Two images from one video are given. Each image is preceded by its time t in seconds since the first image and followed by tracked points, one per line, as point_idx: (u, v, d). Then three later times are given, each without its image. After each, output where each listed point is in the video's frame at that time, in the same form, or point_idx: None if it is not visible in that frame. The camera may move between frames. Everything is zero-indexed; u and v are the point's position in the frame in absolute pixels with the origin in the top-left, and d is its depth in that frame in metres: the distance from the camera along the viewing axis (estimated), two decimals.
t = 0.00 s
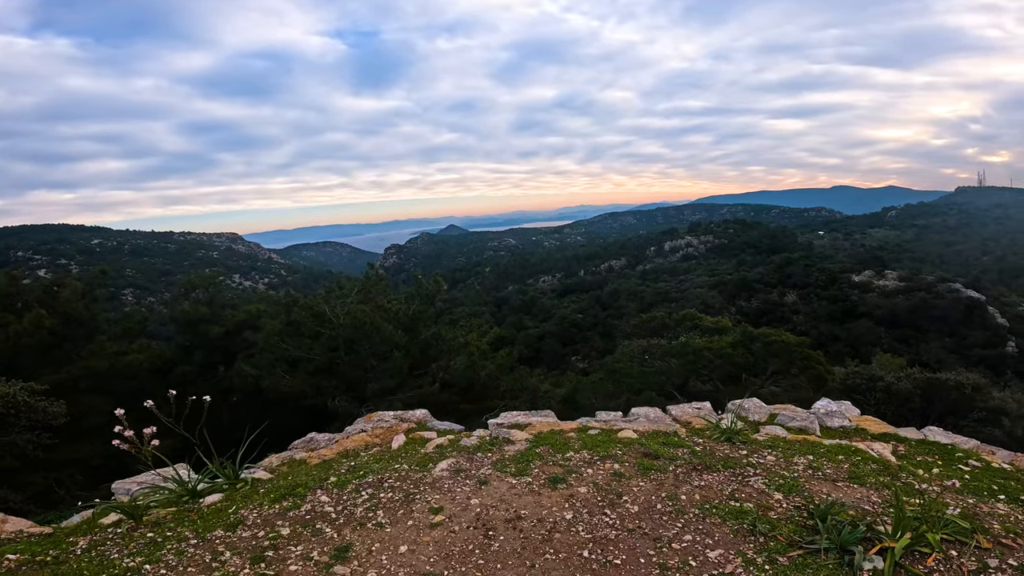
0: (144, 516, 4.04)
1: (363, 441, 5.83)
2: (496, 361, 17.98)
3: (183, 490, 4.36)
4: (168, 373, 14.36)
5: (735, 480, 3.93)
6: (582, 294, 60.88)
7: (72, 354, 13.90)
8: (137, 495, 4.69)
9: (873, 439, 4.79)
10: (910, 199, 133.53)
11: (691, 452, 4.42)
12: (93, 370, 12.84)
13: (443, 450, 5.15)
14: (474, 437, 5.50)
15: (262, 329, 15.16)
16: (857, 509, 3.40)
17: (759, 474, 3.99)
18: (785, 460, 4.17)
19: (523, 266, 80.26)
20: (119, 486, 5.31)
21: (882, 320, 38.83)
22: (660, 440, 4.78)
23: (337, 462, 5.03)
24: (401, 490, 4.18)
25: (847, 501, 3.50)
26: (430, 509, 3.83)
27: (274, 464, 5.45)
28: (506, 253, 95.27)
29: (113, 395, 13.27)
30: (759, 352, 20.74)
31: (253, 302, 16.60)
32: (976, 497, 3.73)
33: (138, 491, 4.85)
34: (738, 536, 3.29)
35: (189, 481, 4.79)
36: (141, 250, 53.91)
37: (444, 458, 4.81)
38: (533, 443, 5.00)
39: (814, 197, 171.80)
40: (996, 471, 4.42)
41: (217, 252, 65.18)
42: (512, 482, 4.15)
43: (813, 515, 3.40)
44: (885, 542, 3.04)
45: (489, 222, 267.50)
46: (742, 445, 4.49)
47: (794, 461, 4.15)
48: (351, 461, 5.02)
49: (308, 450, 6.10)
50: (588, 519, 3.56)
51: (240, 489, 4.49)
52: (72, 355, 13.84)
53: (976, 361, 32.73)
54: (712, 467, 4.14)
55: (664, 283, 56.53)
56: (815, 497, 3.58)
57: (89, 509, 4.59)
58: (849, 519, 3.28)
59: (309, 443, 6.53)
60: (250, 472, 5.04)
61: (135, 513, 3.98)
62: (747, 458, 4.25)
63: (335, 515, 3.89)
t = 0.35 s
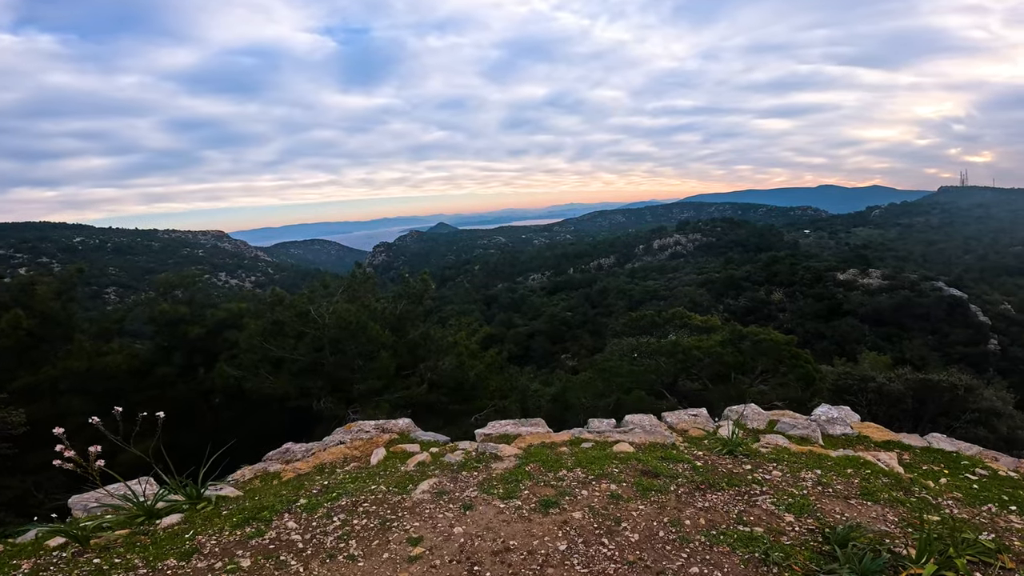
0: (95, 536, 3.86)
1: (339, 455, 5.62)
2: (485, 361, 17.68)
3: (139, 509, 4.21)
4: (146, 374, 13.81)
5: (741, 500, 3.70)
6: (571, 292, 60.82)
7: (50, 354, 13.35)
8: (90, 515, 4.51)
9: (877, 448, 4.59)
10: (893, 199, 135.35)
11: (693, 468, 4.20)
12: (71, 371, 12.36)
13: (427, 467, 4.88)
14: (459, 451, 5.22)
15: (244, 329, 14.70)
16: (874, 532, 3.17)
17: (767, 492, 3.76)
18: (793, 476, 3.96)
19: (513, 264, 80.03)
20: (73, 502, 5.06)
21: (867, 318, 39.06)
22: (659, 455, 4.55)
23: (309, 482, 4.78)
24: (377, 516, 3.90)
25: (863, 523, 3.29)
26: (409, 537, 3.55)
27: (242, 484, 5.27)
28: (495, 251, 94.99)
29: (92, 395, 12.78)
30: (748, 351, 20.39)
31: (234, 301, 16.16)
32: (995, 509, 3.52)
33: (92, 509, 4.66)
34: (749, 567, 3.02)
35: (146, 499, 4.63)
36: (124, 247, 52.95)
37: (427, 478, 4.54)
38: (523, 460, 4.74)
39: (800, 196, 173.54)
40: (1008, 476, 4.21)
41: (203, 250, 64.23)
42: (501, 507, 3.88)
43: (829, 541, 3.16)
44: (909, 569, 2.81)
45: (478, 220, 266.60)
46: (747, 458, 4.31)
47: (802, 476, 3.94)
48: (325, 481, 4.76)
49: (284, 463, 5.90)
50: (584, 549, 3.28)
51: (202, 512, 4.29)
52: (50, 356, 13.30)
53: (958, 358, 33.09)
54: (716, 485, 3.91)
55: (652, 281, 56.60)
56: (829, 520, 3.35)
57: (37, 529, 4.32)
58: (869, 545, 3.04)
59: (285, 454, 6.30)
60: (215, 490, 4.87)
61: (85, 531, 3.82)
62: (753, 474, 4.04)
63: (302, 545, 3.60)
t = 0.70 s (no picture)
0: (38, 558, 3.59)
1: (309, 470, 5.46)
2: (468, 361, 17.40)
3: (88, 528, 3.94)
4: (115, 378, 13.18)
5: (739, 517, 3.54)
6: (554, 291, 60.86)
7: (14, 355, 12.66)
8: (37, 533, 4.22)
9: (868, 453, 4.51)
10: (867, 199, 138.32)
11: (686, 483, 4.05)
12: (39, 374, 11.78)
13: (406, 484, 4.65)
14: (438, 466, 5.00)
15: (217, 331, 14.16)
16: (880, 549, 3.03)
17: (765, 508, 3.61)
18: (791, 489, 3.81)
19: (497, 263, 79.85)
20: (23, 518, 4.75)
21: (843, 316, 39.56)
22: (651, 468, 4.37)
23: (275, 501, 4.58)
24: (349, 542, 3.65)
25: (866, 538, 3.15)
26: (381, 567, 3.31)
27: (203, 500, 5.11)
28: (479, 250, 94.72)
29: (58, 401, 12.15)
30: (729, 349, 20.37)
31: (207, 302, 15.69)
32: (997, 518, 3.40)
33: (40, 527, 4.36)
34: None
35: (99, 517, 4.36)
36: (97, 247, 51.53)
37: (404, 498, 4.30)
38: (507, 477, 4.52)
39: (778, 196, 176.46)
40: (1002, 482, 4.12)
41: (179, 250, 62.79)
42: (483, 530, 3.66)
43: (834, 561, 3.00)
44: None
45: (462, 219, 265.75)
46: (741, 469, 4.20)
47: (801, 489, 3.80)
48: (293, 501, 4.53)
49: (252, 477, 5.77)
50: None
51: (158, 533, 4.04)
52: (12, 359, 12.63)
53: (931, 355, 33.83)
54: (711, 502, 3.76)
55: (634, 280, 56.80)
56: (831, 537, 3.20)
57: None
58: (877, 565, 2.89)
59: (255, 467, 6.17)
60: (172, 509, 4.68)
61: (26, 553, 3.56)
62: (749, 488, 3.90)
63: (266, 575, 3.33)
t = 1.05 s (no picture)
0: None
1: (277, 485, 5.34)
2: (449, 361, 17.11)
3: (30, 550, 3.68)
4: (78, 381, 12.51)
5: (741, 533, 3.37)
6: (535, 289, 60.78)
7: None
8: None
9: (861, 457, 4.43)
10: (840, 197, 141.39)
11: (682, 495, 3.88)
12: None
13: (384, 502, 4.40)
14: (417, 481, 4.77)
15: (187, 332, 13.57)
16: (891, 565, 2.88)
17: (768, 522, 3.45)
18: (792, 499, 3.68)
19: (478, 261, 79.50)
20: None
21: (817, 312, 40.24)
22: (644, 480, 4.21)
23: (236, 521, 4.38)
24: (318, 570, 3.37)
25: (874, 552, 3.02)
26: None
27: (159, 519, 4.93)
28: (460, 248, 94.10)
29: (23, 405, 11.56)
30: (709, 346, 20.45)
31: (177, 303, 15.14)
32: (1000, 523, 3.29)
33: None
34: None
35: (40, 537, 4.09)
36: (63, 246, 49.75)
37: (379, 519, 4.05)
38: (490, 493, 4.30)
39: (754, 194, 179.43)
40: (998, 484, 4.03)
41: (151, 249, 61.04)
42: (467, 555, 3.42)
43: None
44: None
45: (443, 216, 264.16)
46: (736, 476, 4.09)
47: (801, 498, 3.66)
48: (257, 522, 4.30)
49: (217, 489, 5.59)
50: None
51: (102, 555, 3.78)
52: None
53: (902, 350, 34.65)
54: (711, 516, 3.58)
55: (615, 278, 56.98)
56: (840, 553, 3.05)
57: None
58: None
59: (220, 478, 6.01)
60: (123, 528, 4.43)
61: None
62: (748, 498, 3.76)
63: None
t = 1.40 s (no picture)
0: None
1: (243, 505, 5.12)
2: (429, 362, 16.72)
3: None
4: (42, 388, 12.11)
5: (743, 555, 3.21)
6: (515, 287, 60.70)
7: None
8: None
9: (851, 462, 4.39)
10: (812, 196, 144.64)
11: (677, 513, 3.75)
12: None
13: (359, 527, 4.15)
14: (393, 502, 4.52)
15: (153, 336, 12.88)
16: None
17: (769, 540, 3.31)
18: (791, 513, 3.57)
19: (457, 259, 79.00)
20: None
21: (790, 308, 41.00)
22: (636, 497, 4.06)
23: (194, 550, 4.13)
24: None
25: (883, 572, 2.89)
26: None
27: (113, 540, 4.66)
28: (439, 247, 93.38)
29: None
30: (688, 344, 20.49)
31: (144, 305, 14.53)
32: (998, 530, 3.23)
33: None
34: None
35: None
36: (26, 246, 47.87)
37: (351, 549, 3.80)
38: (474, 516, 4.05)
39: (729, 192, 182.50)
40: (990, 487, 3.98)
41: (120, 249, 59.18)
42: None
43: None
44: None
45: (422, 215, 262.25)
46: (731, 490, 4.00)
47: (800, 513, 3.57)
48: (219, 551, 4.06)
49: (176, 508, 5.37)
50: None
51: None
52: None
53: (872, 345, 35.49)
54: (710, 536, 3.43)
55: (594, 275, 57.22)
56: None
57: None
58: None
59: (182, 496, 5.76)
60: (71, 552, 4.12)
61: None
62: (746, 514, 3.64)
63: None
